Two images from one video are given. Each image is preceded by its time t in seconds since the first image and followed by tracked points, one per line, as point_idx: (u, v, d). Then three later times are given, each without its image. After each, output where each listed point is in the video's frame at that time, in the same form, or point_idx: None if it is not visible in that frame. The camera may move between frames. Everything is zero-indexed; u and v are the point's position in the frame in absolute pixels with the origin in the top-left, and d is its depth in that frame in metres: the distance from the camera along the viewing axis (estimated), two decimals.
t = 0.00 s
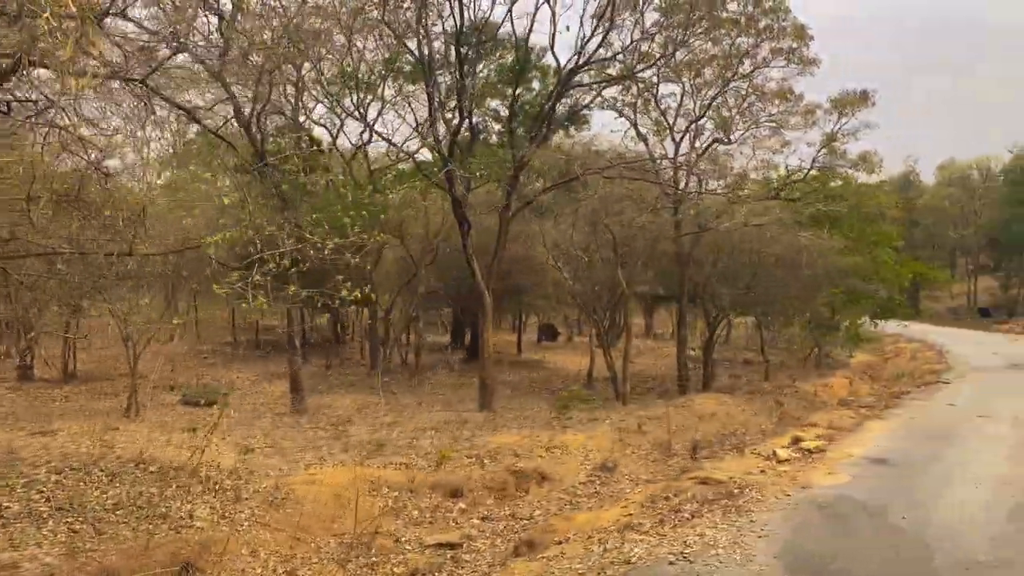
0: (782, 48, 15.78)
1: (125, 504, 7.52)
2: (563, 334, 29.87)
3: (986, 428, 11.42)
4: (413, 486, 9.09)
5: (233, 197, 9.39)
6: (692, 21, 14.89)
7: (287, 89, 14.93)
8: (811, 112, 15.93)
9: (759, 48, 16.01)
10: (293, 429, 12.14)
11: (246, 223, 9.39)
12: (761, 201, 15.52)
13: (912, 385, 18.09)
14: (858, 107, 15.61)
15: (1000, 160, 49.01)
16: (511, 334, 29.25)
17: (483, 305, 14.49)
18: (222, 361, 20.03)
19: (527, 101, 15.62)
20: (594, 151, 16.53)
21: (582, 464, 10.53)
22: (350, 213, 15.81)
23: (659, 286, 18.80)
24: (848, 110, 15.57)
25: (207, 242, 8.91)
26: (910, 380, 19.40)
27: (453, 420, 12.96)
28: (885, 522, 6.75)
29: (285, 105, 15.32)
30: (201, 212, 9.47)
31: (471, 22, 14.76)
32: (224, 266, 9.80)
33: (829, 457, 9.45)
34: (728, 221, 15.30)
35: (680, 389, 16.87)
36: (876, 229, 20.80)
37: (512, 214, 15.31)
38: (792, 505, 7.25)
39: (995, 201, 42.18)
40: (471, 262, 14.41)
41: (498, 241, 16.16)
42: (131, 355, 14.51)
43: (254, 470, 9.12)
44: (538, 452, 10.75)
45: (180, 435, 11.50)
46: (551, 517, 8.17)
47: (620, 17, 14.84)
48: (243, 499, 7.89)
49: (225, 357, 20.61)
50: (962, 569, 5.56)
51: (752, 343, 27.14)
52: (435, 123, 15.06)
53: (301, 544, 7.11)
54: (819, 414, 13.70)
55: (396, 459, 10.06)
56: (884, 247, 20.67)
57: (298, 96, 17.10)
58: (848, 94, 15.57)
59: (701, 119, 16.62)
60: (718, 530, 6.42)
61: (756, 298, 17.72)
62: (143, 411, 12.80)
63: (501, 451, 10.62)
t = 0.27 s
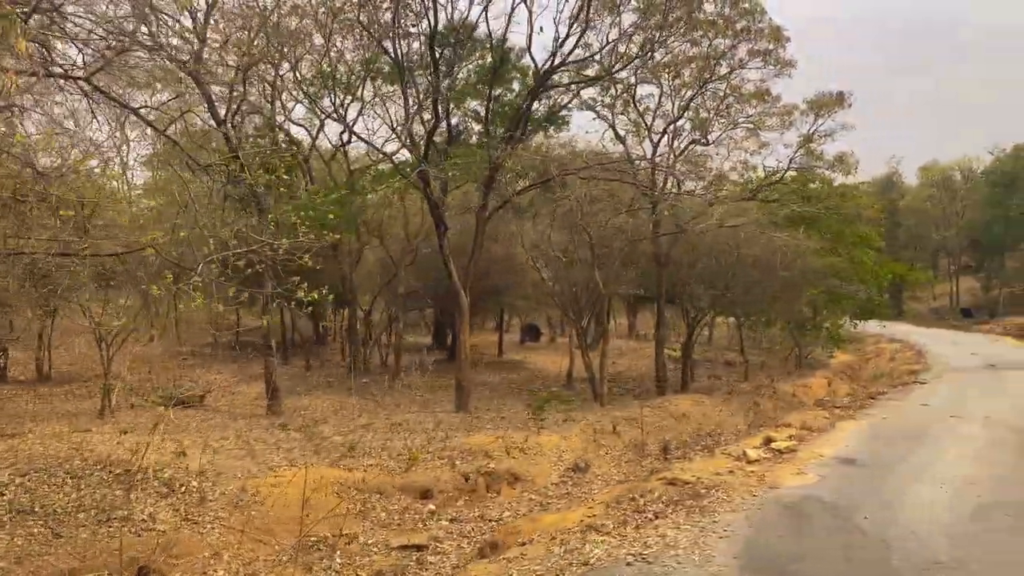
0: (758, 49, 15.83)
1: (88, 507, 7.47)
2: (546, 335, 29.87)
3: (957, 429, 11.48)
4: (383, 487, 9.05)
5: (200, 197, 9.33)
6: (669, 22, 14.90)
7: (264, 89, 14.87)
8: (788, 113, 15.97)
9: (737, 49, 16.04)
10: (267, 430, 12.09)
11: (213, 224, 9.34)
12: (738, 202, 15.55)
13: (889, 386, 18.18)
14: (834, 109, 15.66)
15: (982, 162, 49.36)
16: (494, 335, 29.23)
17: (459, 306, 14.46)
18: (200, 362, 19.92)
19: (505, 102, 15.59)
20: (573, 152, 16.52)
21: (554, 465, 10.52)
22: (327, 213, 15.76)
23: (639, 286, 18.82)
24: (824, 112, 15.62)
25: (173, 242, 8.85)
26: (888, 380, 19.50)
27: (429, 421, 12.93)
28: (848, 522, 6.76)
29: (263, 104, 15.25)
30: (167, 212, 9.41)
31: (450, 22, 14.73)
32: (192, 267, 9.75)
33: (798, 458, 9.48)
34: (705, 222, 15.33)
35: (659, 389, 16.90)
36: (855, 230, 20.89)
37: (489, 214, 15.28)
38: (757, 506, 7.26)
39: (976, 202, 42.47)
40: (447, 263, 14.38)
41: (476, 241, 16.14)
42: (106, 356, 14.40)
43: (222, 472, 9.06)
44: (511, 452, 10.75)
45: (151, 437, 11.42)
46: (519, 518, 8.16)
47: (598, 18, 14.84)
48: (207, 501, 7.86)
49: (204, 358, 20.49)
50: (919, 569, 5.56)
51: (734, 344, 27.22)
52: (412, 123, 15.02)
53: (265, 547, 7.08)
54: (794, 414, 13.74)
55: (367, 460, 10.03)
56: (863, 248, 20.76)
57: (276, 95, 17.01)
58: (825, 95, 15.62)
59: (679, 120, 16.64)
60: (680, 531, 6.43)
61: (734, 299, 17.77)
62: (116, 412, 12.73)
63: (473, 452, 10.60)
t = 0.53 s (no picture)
0: (744, 52, 15.87)
1: (65, 512, 7.43)
2: (536, 338, 29.85)
3: (940, 431, 11.50)
4: (364, 492, 9.02)
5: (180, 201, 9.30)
6: (655, 25, 14.94)
7: (249, 92, 14.83)
8: (773, 116, 16.00)
9: (723, 53, 16.09)
10: (251, 434, 12.04)
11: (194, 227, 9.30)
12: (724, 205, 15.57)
13: (876, 388, 18.21)
14: (819, 112, 15.70)
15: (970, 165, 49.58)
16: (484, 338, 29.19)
17: (445, 309, 14.44)
18: (187, 366, 19.83)
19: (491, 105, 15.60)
20: (559, 154, 16.53)
21: (538, 469, 10.50)
22: (313, 216, 15.73)
23: (626, 289, 18.82)
24: (810, 115, 15.66)
25: (152, 246, 8.81)
26: (875, 383, 19.54)
27: (414, 424, 12.89)
28: (826, 526, 6.77)
29: (249, 107, 15.23)
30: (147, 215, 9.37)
31: (436, 25, 14.75)
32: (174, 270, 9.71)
33: (780, 461, 9.50)
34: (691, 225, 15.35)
35: (646, 392, 16.89)
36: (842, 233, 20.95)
37: (475, 217, 15.27)
38: (736, 509, 7.27)
39: (965, 205, 42.66)
40: (433, 267, 14.37)
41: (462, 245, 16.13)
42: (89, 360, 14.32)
43: (203, 477, 9.02)
44: (495, 456, 10.73)
45: (133, 441, 11.35)
46: (500, 522, 8.14)
47: (584, 21, 14.86)
48: (186, 506, 7.84)
49: (191, 361, 20.41)
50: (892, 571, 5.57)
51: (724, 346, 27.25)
52: (398, 126, 15.01)
53: (243, 551, 7.05)
54: (779, 417, 13.74)
55: (350, 465, 10.01)
56: (850, 250, 20.81)
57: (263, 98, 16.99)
58: (810, 99, 15.66)
59: (666, 123, 16.68)
60: (657, 534, 6.43)
61: (721, 301, 17.79)
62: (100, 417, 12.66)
63: (457, 456, 10.57)
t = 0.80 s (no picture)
0: (735, 56, 15.90)
1: (51, 516, 7.39)
2: (529, 341, 29.83)
3: (930, 434, 11.52)
4: (353, 496, 9.00)
5: (168, 205, 9.27)
6: (646, 29, 14.97)
7: (240, 95, 14.81)
8: (764, 119, 16.03)
9: (714, 56, 16.12)
10: (241, 438, 12.00)
11: (182, 232, 9.27)
12: (714, 208, 15.60)
13: (867, 391, 18.24)
14: (810, 116, 15.73)
15: (962, 167, 49.76)
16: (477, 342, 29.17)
17: (436, 312, 14.44)
18: (179, 369, 19.77)
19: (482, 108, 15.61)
20: (551, 158, 16.55)
21: (528, 472, 10.49)
22: (304, 219, 15.72)
23: (618, 292, 18.83)
24: (800, 118, 15.69)
25: (140, 249, 8.79)
26: (866, 385, 19.57)
27: (404, 428, 12.87)
28: (812, 528, 6.78)
29: (240, 110, 15.22)
30: (134, 219, 9.35)
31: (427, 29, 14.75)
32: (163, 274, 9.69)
33: (769, 464, 9.51)
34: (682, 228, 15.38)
35: (637, 395, 16.89)
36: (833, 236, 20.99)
37: (466, 221, 15.28)
38: (723, 512, 7.28)
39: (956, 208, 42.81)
40: (424, 270, 14.35)
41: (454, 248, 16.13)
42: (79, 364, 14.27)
43: (191, 481, 9.00)
44: (485, 459, 10.72)
45: (122, 445, 11.30)
46: (488, 526, 8.14)
47: (575, 25, 14.89)
48: (172, 511, 7.81)
49: (182, 365, 20.35)
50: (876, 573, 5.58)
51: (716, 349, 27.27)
52: (390, 129, 15.01)
53: (231, 555, 7.02)
54: (770, 420, 13.75)
55: (339, 469, 9.98)
56: (841, 253, 20.86)
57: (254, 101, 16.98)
58: (800, 102, 15.69)
59: (657, 126, 16.71)
60: (644, 538, 6.43)
61: (713, 304, 17.80)
62: (89, 420, 12.61)
63: (447, 460, 10.55)
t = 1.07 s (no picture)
0: (727, 58, 15.97)
1: (41, 519, 7.38)
2: (523, 343, 29.87)
3: (921, 435, 11.56)
4: (345, 497, 9.00)
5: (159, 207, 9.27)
6: (639, 31, 15.01)
7: (233, 96, 14.81)
8: (757, 121, 16.06)
9: (707, 58, 16.18)
10: (234, 440, 12.00)
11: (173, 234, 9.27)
12: (707, 209, 15.64)
13: (859, 392, 18.31)
14: (802, 118, 15.78)
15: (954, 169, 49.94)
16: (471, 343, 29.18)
17: (429, 314, 14.45)
18: (172, 371, 19.75)
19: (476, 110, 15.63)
20: (544, 159, 16.57)
21: (520, 474, 10.51)
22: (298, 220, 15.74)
23: (611, 294, 18.86)
24: (792, 120, 15.73)
25: (131, 252, 8.79)
26: (859, 386, 19.63)
27: (397, 430, 12.88)
28: (801, 529, 6.80)
29: (233, 112, 15.23)
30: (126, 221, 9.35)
31: (421, 30, 14.81)
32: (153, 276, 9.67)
33: (761, 465, 9.54)
34: (675, 230, 15.42)
35: (631, 396, 16.91)
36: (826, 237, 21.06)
37: (459, 223, 15.30)
38: (713, 513, 7.31)
39: (949, 210, 42.97)
40: (417, 272, 14.36)
41: (447, 249, 16.15)
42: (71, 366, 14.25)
43: (183, 483, 9.00)
44: (477, 461, 10.73)
45: (113, 447, 11.28)
46: (479, 527, 8.16)
47: (568, 26, 14.92)
48: (163, 513, 7.81)
49: (175, 366, 20.31)
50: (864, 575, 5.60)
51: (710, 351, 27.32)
52: (382, 131, 15.03)
53: (221, 558, 7.03)
54: (762, 421, 13.79)
55: (331, 471, 9.98)
56: (834, 254, 20.93)
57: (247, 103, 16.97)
58: (793, 104, 15.73)
59: (650, 128, 16.75)
60: (634, 539, 6.44)
61: (706, 306, 17.84)
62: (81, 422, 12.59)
63: (439, 461, 10.55)
